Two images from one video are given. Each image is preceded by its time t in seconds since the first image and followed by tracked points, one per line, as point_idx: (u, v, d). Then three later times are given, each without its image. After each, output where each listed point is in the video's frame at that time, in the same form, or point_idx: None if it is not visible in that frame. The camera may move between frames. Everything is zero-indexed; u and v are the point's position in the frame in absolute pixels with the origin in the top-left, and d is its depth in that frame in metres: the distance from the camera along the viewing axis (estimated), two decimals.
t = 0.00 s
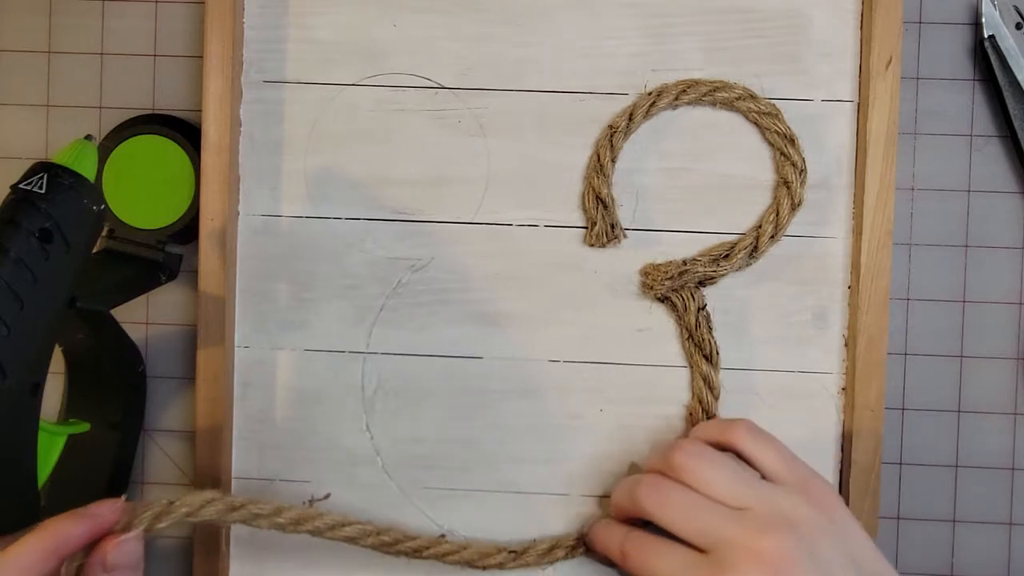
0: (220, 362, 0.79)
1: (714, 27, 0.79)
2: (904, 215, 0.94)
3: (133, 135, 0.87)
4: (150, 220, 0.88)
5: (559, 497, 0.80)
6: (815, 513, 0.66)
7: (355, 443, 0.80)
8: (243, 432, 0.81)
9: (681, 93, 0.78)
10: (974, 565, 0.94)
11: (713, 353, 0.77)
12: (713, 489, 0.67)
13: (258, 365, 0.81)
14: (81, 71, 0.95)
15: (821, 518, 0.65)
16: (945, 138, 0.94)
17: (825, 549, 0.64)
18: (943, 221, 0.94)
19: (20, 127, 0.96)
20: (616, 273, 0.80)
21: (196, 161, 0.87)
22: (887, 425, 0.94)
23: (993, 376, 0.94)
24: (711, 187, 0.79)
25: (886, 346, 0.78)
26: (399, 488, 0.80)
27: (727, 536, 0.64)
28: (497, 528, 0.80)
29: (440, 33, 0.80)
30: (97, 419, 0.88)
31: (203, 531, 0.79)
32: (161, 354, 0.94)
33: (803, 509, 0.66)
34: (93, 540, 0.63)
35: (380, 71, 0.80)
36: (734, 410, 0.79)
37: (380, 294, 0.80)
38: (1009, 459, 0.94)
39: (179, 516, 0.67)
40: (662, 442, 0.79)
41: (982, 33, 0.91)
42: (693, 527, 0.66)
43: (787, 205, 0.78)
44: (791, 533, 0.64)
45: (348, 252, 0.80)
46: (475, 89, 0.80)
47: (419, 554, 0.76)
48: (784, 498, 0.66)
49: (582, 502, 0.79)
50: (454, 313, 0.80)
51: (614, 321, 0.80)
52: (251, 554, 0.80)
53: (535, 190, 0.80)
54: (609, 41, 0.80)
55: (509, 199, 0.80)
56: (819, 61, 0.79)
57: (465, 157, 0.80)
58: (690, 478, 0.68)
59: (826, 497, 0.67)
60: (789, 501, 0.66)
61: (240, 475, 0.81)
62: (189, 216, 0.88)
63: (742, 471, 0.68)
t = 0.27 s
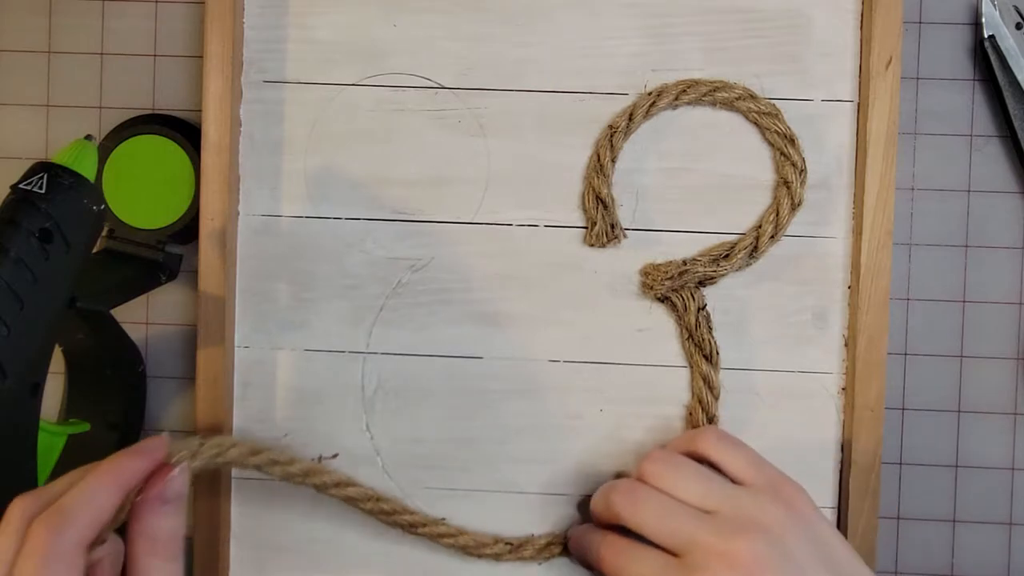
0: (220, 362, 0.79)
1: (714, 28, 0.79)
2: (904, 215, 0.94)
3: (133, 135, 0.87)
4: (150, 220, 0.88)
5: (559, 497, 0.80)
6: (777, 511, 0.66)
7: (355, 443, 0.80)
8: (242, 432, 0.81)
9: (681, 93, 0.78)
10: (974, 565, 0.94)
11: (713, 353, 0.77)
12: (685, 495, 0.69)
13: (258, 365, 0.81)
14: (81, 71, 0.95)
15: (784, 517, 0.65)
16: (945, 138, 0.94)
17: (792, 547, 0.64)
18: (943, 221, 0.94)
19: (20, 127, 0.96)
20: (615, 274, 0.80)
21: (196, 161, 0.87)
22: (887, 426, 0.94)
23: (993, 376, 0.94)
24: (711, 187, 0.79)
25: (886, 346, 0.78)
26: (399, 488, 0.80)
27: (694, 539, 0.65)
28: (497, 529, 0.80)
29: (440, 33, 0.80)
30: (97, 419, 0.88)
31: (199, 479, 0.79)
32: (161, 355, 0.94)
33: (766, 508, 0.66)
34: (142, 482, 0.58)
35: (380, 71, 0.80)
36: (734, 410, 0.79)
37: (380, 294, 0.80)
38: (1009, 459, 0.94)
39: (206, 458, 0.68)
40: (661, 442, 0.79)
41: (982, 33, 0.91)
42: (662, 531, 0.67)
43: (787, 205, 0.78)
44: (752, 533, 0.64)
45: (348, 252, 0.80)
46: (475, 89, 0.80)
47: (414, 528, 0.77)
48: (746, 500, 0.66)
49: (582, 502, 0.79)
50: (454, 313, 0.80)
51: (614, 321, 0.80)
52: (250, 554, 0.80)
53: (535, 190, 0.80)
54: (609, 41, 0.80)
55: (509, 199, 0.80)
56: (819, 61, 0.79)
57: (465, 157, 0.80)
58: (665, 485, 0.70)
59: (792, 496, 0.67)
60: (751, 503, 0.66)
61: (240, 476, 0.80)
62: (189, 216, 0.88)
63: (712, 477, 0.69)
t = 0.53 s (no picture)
0: (221, 362, 0.79)
1: (714, 28, 0.79)
2: (904, 216, 0.94)
3: (133, 135, 0.87)
4: (150, 220, 0.88)
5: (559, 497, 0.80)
6: (700, 515, 0.66)
7: (355, 442, 0.80)
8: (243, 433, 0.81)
9: (681, 93, 0.78)
10: (974, 565, 0.94)
11: (713, 353, 0.78)
12: (613, 501, 0.69)
13: (258, 365, 0.81)
14: (81, 71, 0.95)
15: (706, 520, 0.66)
16: (945, 138, 0.94)
17: (715, 548, 0.64)
18: (942, 221, 0.94)
19: (20, 127, 0.96)
20: (615, 274, 0.80)
21: (196, 161, 0.87)
22: (887, 425, 0.94)
23: (993, 376, 0.94)
24: (711, 187, 0.80)
25: (886, 346, 0.78)
26: (399, 488, 0.80)
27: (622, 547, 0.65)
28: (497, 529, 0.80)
29: (440, 33, 0.80)
30: (97, 419, 0.88)
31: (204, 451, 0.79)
32: (161, 354, 0.94)
33: (687, 513, 0.66)
34: (189, 445, 0.66)
35: (380, 71, 0.80)
36: (734, 410, 0.80)
37: (380, 294, 0.81)
38: (1009, 459, 0.94)
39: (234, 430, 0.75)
40: (661, 441, 0.79)
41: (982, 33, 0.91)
42: (591, 539, 0.67)
43: (787, 205, 0.78)
44: (676, 537, 0.64)
45: (348, 252, 0.81)
46: (475, 89, 0.80)
47: (414, 522, 0.77)
48: (672, 505, 0.67)
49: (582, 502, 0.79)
50: (454, 313, 0.80)
51: (614, 321, 0.80)
52: (250, 554, 0.80)
53: (535, 190, 0.80)
54: (609, 41, 0.80)
55: (509, 199, 0.80)
56: (819, 61, 0.79)
57: (465, 157, 0.80)
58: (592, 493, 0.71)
59: (715, 498, 0.67)
60: (675, 508, 0.66)
61: (240, 475, 0.80)
62: (189, 217, 0.88)
63: (638, 485, 0.70)
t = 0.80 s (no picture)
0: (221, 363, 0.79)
1: (714, 28, 0.79)
2: (904, 216, 0.94)
3: (133, 135, 0.87)
4: (150, 220, 0.88)
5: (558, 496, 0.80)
6: (671, 512, 0.66)
7: (355, 442, 0.80)
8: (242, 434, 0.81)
9: (681, 93, 0.78)
10: (974, 565, 0.94)
11: (713, 353, 0.78)
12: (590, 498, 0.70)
13: (258, 365, 0.81)
14: (81, 71, 0.95)
15: (678, 518, 0.65)
16: (945, 138, 0.94)
17: (686, 546, 0.64)
18: (943, 221, 0.94)
19: (20, 127, 0.96)
20: (615, 274, 0.80)
21: (196, 161, 0.87)
22: (886, 425, 0.94)
23: (993, 376, 0.94)
24: (711, 187, 0.80)
25: (886, 346, 0.78)
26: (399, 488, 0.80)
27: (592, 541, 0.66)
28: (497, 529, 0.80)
29: (440, 33, 0.80)
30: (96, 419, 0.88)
31: (204, 439, 0.78)
32: (160, 354, 0.94)
33: (660, 511, 0.66)
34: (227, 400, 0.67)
35: (380, 71, 0.80)
36: (734, 410, 0.79)
37: (381, 294, 0.80)
38: (1009, 459, 0.94)
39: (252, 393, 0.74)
40: (660, 441, 0.79)
41: (982, 33, 0.91)
42: (566, 533, 0.68)
43: (787, 205, 0.78)
44: (645, 532, 0.64)
45: (348, 252, 0.80)
46: (475, 89, 0.80)
47: (413, 520, 0.78)
48: (643, 502, 0.67)
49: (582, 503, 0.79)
50: (454, 313, 0.80)
51: (614, 321, 0.80)
52: (250, 554, 0.80)
53: (535, 190, 0.80)
54: (609, 41, 0.80)
55: (509, 199, 0.80)
56: (819, 61, 0.79)
57: (465, 157, 0.80)
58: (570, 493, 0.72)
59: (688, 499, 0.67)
60: (648, 506, 0.66)
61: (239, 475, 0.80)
62: (189, 217, 0.88)
63: (613, 486, 0.70)
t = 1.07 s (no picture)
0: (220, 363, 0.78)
1: (714, 28, 0.79)
2: (904, 216, 0.94)
3: (132, 135, 0.87)
4: (150, 220, 0.88)
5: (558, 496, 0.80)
6: (648, 514, 0.64)
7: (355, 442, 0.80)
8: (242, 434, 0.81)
9: (681, 93, 0.78)
10: (974, 565, 0.94)
11: (713, 353, 0.78)
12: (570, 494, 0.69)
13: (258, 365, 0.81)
14: (81, 71, 0.95)
15: (656, 516, 0.64)
16: (945, 138, 0.94)
17: (662, 550, 0.63)
18: (943, 221, 0.94)
19: (20, 127, 0.96)
20: (615, 274, 0.80)
21: (196, 161, 0.87)
22: (886, 425, 0.94)
23: (993, 376, 0.94)
24: (711, 187, 0.80)
25: (886, 346, 0.77)
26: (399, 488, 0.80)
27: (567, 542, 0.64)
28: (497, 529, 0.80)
29: (440, 34, 0.80)
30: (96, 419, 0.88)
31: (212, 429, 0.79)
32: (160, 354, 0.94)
33: (639, 510, 0.65)
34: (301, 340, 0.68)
35: (380, 71, 0.80)
36: (734, 409, 0.79)
37: (381, 294, 0.80)
38: (1009, 459, 0.94)
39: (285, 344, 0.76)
40: (660, 441, 0.80)
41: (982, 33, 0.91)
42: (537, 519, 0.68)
43: (787, 205, 0.78)
44: (623, 533, 0.63)
45: (348, 252, 0.81)
46: (475, 89, 0.80)
47: (415, 512, 0.78)
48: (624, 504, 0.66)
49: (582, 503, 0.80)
50: (454, 313, 0.80)
51: (614, 321, 0.80)
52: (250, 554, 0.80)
53: (535, 190, 0.80)
54: (609, 41, 0.80)
55: (509, 199, 0.80)
56: (819, 61, 0.79)
57: (465, 157, 0.80)
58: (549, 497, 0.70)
59: (668, 497, 0.66)
60: (627, 505, 0.65)
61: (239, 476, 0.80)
62: (188, 217, 0.88)
63: (600, 489, 0.70)
